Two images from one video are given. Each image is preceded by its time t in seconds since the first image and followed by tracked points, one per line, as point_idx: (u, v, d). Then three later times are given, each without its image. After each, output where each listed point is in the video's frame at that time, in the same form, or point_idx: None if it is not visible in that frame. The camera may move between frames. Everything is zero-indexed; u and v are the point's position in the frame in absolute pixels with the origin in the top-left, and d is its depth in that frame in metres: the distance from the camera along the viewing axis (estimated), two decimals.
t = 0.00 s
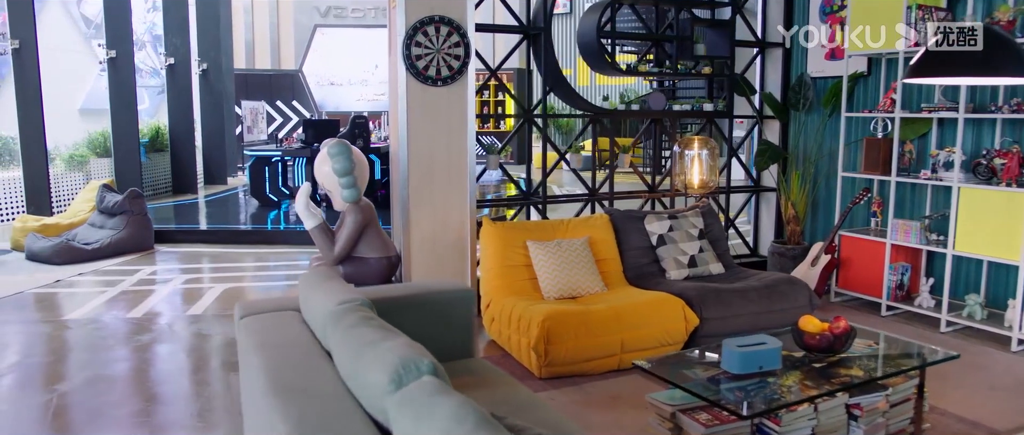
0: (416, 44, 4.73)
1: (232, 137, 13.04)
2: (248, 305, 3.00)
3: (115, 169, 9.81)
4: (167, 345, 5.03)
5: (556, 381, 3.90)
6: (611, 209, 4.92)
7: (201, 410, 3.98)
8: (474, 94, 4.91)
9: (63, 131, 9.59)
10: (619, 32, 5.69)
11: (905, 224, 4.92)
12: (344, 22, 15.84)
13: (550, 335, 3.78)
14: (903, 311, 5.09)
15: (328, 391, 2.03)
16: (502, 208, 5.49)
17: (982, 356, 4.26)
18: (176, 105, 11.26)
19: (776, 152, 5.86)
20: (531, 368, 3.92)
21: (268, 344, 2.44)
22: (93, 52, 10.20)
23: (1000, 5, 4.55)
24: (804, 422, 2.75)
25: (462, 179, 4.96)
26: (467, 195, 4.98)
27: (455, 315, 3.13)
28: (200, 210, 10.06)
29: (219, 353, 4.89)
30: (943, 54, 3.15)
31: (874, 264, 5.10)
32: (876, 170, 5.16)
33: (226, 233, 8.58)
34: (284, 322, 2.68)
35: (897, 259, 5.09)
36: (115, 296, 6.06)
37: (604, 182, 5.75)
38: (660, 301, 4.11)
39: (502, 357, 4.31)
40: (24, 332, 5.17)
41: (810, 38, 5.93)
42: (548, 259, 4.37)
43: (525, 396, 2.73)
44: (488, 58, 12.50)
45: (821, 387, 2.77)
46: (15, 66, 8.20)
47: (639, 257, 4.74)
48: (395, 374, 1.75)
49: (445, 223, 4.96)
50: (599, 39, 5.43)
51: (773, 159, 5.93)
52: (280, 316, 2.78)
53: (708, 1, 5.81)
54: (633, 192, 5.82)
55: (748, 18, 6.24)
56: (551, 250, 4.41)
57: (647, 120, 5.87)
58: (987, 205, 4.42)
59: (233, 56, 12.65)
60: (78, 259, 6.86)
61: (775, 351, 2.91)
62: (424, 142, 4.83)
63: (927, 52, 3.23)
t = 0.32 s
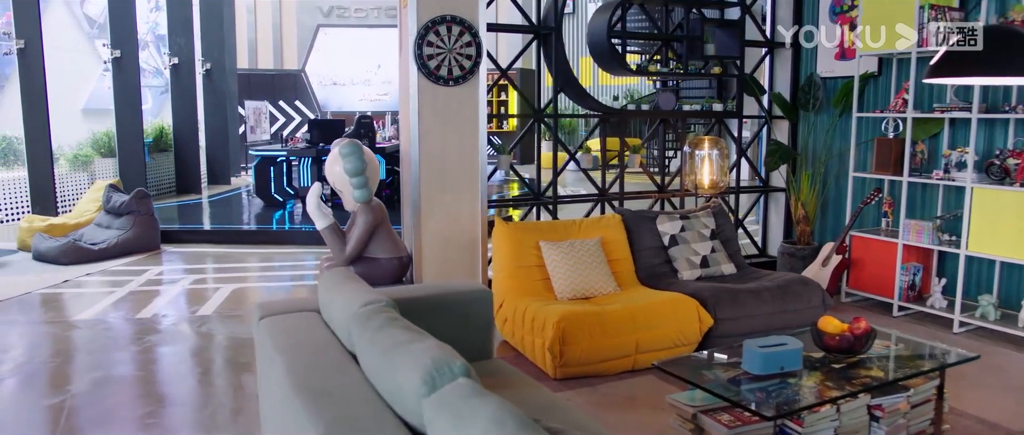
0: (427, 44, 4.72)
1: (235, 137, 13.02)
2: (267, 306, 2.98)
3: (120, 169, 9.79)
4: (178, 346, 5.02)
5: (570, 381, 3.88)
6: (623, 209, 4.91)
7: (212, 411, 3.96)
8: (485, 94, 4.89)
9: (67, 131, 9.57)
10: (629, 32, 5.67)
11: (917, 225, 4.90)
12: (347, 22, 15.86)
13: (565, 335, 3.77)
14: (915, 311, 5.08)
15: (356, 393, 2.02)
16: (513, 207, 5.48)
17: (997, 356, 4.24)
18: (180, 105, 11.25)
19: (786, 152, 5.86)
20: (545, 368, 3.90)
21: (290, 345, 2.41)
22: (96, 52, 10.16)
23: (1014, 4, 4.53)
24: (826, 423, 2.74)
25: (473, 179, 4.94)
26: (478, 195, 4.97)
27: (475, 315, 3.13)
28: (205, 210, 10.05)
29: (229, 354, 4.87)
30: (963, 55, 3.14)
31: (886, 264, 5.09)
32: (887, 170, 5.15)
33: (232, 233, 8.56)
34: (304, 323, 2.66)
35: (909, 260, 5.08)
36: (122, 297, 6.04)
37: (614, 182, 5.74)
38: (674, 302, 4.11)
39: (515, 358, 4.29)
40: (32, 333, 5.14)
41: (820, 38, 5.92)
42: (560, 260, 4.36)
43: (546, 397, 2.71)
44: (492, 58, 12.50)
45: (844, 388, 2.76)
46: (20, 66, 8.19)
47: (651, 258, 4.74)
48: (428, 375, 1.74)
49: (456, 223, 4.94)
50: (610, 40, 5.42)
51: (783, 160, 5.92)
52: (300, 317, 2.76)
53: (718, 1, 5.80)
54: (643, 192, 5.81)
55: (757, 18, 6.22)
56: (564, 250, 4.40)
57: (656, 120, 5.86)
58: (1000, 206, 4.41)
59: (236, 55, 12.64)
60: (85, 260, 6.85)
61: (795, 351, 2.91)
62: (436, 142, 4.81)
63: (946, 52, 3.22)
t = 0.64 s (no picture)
0: (439, 43, 4.70)
1: (239, 137, 13.00)
2: (286, 307, 2.97)
3: (124, 169, 9.78)
4: (187, 346, 5.00)
5: (585, 383, 3.87)
6: (634, 209, 4.90)
7: (223, 412, 3.94)
8: (496, 94, 4.88)
9: (71, 131, 9.56)
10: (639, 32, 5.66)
11: (929, 225, 4.89)
12: (349, 22, 15.88)
13: (580, 336, 3.76)
14: (927, 312, 5.07)
15: (384, 394, 2.00)
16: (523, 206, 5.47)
17: (1011, 357, 4.24)
18: (184, 105, 11.23)
19: (796, 152, 5.85)
20: (560, 369, 3.89)
21: (312, 347, 2.40)
22: (100, 52, 10.11)
23: None
24: (849, 424, 2.73)
25: (485, 179, 4.93)
26: (490, 195, 4.95)
27: (493, 316, 3.12)
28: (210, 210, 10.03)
29: (239, 354, 4.85)
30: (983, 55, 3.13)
31: (897, 265, 5.08)
32: (899, 170, 5.13)
33: (237, 233, 8.54)
34: (324, 325, 2.64)
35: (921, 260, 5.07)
36: (130, 298, 6.02)
37: (624, 182, 5.73)
38: (689, 303, 4.10)
39: (528, 358, 4.28)
40: (40, 334, 5.12)
41: (829, 38, 5.91)
42: (574, 260, 4.35)
43: (569, 399, 2.70)
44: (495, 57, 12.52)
45: (867, 389, 2.75)
46: (26, 66, 8.17)
47: (663, 258, 4.73)
48: (462, 377, 1.73)
49: (467, 223, 4.93)
50: (620, 39, 5.41)
51: (793, 160, 5.91)
52: (319, 318, 2.75)
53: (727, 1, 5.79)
54: (652, 193, 5.80)
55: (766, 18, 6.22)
56: (577, 251, 4.38)
57: (666, 120, 5.85)
58: (1014, 206, 4.40)
59: (239, 55, 12.63)
60: (92, 260, 6.83)
61: (816, 352, 2.90)
62: (447, 142, 4.80)
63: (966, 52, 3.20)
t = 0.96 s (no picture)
0: (451, 43, 4.69)
1: (242, 137, 12.98)
2: (303, 308, 2.96)
3: (129, 169, 9.76)
4: (197, 347, 4.98)
5: (600, 384, 3.86)
6: (645, 209, 4.89)
7: (235, 412, 3.92)
8: (507, 94, 4.87)
9: (76, 131, 9.55)
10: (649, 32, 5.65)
11: (941, 225, 4.88)
12: (352, 22, 15.88)
13: (595, 336, 3.74)
14: (938, 312, 5.07)
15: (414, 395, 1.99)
16: (532, 206, 5.46)
17: None
18: (188, 105, 11.22)
19: (806, 152, 5.85)
20: (574, 370, 3.88)
21: (334, 348, 2.39)
22: (103, 52, 10.10)
23: None
24: (872, 425, 2.73)
25: (495, 179, 4.91)
26: (501, 195, 4.94)
27: (511, 316, 3.11)
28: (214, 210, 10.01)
29: (251, 355, 4.83)
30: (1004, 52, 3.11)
31: (909, 266, 5.07)
32: (910, 171, 5.13)
33: (243, 233, 8.53)
34: (345, 325, 2.63)
35: (933, 261, 5.06)
36: (138, 298, 6.01)
37: (633, 182, 5.71)
38: (702, 303, 4.09)
39: (541, 359, 4.27)
40: (47, 335, 5.11)
41: (839, 37, 5.90)
42: (586, 261, 4.34)
43: (590, 400, 2.69)
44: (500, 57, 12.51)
45: (890, 390, 2.74)
46: (31, 66, 8.16)
47: (675, 259, 4.73)
48: (496, 379, 1.72)
49: (478, 223, 4.91)
50: (630, 40, 5.40)
51: (804, 160, 5.91)
52: (339, 318, 2.74)
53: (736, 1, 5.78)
54: (662, 193, 5.79)
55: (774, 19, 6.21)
56: (589, 251, 4.37)
57: (675, 120, 5.84)
58: None
59: (242, 55, 12.61)
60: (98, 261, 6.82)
61: (838, 353, 2.90)
62: (459, 142, 4.79)
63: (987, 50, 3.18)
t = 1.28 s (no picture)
0: (462, 43, 4.68)
1: (245, 137, 12.96)
2: (321, 309, 2.95)
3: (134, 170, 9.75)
4: (207, 348, 4.97)
5: (614, 384, 3.85)
6: (657, 210, 4.88)
7: (248, 413, 3.91)
8: (519, 94, 4.85)
9: (81, 132, 9.54)
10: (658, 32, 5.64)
11: (953, 226, 4.87)
12: (355, 22, 15.89)
13: (610, 337, 3.73)
14: (950, 312, 5.06)
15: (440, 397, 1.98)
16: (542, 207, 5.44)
17: None
18: (192, 105, 11.21)
19: (816, 152, 5.84)
20: (589, 370, 3.86)
21: (356, 349, 2.37)
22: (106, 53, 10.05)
23: None
24: (893, 426, 2.73)
25: (506, 179, 4.90)
26: (512, 195, 4.93)
27: (529, 317, 3.09)
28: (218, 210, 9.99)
29: (261, 356, 4.82)
30: None
31: (920, 266, 5.06)
32: (920, 171, 5.12)
33: (249, 234, 8.51)
34: (364, 326, 2.61)
35: (944, 261, 5.05)
36: (146, 299, 6.00)
37: (643, 182, 5.70)
38: (715, 304, 4.08)
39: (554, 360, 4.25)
40: (54, 336, 5.09)
41: (848, 37, 5.89)
42: (599, 261, 4.32)
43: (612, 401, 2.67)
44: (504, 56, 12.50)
45: (912, 391, 2.74)
46: (37, 66, 8.14)
47: (687, 259, 4.72)
48: (529, 380, 1.71)
49: (489, 223, 4.90)
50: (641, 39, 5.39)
51: (814, 160, 5.90)
52: (358, 319, 2.73)
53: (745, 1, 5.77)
54: (671, 193, 5.78)
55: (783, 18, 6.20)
56: (602, 252, 4.36)
57: (684, 120, 5.83)
58: None
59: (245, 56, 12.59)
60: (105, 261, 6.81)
61: (858, 354, 2.89)
62: (470, 142, 4.78)
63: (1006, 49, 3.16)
